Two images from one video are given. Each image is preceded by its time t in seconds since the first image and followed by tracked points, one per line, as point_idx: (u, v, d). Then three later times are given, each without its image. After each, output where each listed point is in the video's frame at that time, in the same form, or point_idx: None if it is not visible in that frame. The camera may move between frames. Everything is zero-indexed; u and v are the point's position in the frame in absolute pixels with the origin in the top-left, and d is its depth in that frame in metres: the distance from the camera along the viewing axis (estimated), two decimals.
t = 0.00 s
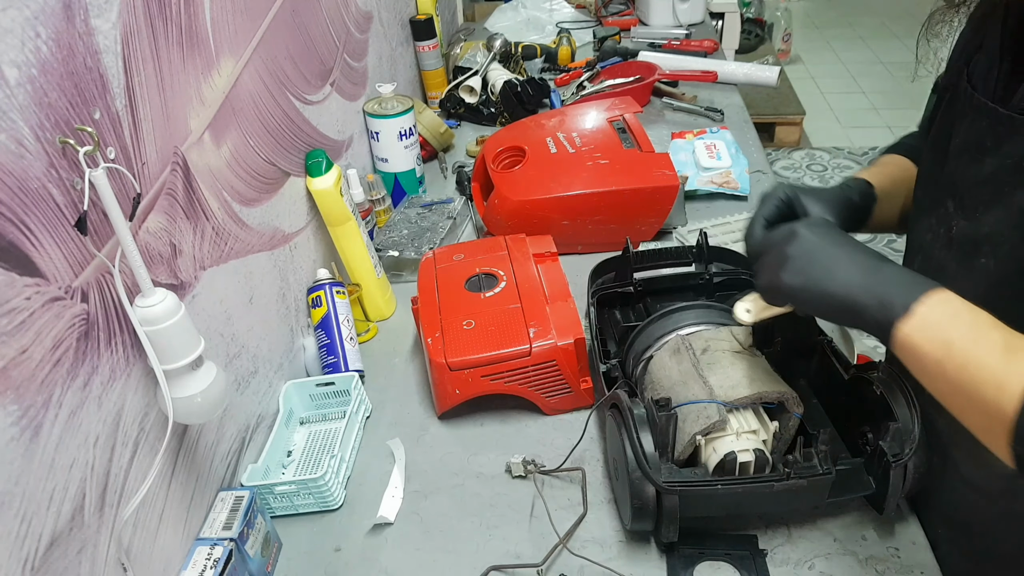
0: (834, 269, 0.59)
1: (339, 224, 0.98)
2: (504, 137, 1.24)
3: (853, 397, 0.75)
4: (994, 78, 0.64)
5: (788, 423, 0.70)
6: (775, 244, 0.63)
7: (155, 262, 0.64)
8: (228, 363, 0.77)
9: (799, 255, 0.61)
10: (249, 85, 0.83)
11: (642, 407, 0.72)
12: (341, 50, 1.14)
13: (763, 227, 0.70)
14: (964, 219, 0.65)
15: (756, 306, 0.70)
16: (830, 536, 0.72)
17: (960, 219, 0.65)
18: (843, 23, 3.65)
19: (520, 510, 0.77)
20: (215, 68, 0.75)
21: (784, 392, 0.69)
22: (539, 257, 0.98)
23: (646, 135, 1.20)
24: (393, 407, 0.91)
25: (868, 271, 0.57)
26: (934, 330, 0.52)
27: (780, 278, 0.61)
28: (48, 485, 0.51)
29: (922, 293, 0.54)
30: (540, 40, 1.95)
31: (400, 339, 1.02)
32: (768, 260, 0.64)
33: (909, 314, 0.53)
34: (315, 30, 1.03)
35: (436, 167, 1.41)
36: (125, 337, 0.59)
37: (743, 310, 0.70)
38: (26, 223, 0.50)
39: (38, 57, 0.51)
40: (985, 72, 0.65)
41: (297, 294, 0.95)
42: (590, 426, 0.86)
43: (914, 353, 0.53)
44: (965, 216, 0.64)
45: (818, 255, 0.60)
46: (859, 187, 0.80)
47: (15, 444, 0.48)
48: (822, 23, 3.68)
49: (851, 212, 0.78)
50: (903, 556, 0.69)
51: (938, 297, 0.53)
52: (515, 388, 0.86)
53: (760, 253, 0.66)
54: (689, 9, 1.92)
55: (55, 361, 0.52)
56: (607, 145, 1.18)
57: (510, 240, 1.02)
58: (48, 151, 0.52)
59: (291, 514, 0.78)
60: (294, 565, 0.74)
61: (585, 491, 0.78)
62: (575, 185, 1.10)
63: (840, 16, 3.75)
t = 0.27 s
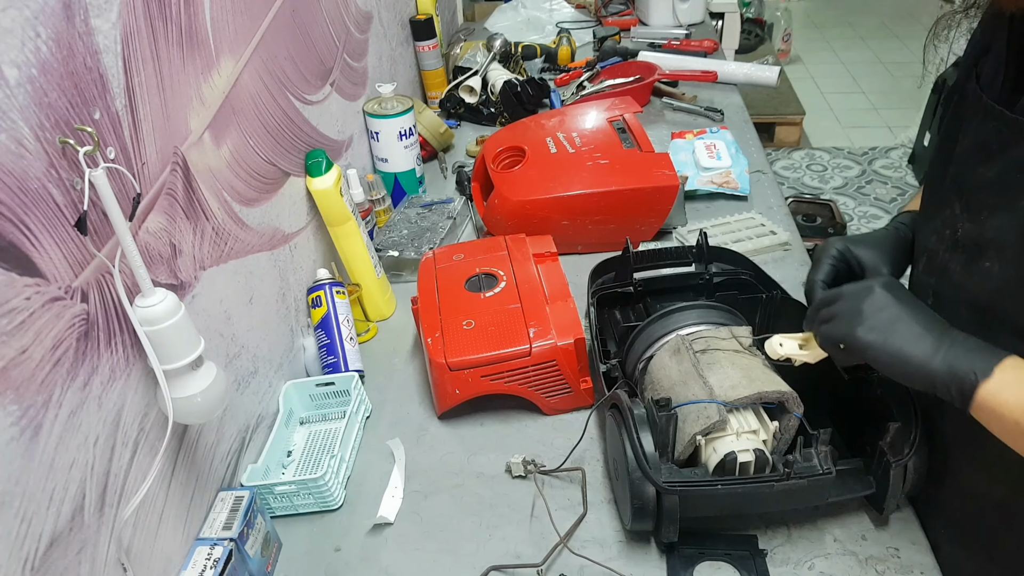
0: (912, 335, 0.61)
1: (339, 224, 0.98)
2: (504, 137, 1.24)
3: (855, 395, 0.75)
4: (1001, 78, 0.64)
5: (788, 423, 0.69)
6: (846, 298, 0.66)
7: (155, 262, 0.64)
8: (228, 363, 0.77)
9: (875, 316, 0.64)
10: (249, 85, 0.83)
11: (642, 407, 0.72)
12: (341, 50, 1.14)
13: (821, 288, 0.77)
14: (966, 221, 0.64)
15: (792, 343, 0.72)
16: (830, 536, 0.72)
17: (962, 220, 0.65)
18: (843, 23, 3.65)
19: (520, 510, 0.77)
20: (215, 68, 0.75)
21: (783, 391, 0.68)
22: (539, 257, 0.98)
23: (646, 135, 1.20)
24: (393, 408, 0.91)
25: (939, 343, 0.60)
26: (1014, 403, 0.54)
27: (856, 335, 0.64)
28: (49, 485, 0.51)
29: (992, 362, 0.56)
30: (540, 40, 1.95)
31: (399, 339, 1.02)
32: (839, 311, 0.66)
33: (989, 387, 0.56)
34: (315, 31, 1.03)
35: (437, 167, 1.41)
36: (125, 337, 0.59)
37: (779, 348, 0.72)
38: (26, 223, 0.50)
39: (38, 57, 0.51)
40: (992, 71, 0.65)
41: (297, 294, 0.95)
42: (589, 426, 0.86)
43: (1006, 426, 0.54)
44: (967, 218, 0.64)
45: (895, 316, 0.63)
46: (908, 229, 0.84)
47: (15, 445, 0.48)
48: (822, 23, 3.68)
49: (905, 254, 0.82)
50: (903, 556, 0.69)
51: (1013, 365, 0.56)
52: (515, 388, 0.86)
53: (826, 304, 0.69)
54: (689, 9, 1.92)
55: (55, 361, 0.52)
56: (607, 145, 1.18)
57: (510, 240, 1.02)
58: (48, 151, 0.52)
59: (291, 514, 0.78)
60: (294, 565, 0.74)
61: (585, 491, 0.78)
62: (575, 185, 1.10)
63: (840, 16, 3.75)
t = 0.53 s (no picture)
0: (923, 363, 0.66)
1: (339, 224, 0.98)
2: (504, 137, 1.24)
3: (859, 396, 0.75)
4: (1006, 81, 0.64)
5: (788, 424, 0.69)
6: (858, 326, 0.71)
7: (155, 262, 0.64)
8: (228, 363, 0.77)
9: (886, 344, 0.68)
10: (249, 85, 0.83)
11: (643, 407, 0.72)
12: (341, 50, 1.14)
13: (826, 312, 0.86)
14: (968, 222, 0.64)
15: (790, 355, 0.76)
16: (830, 536, 0.72)
17: (965, 222, 0.65)
18: (843, 23, 3.65)
19: (520, 510, 0.77)
20: (215, 68, 0.75)
21: (784, 391, 0.68)
22: (539, 257, 0.98)
23: (646, 135, 1.20)
24: (393, 408, 0.91)
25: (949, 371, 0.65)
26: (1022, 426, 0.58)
27: (869, 361, 0.68)
28: (49, 485, 0.51)
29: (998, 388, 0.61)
30: (540, 39, 1.95)
31: (399, 339, 1.02)
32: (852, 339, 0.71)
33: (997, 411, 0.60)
34: (315, 30, 1.03)
35: (437, 167, 1.41)
36: (125, 337, 0.59)
37: (773, 357, 0.76)
38: (26, 223, 0.50)
39: (38, 57, 0.51)
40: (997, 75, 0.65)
41: (297, 294, 0.95)
42: (589, 426, 0.86)
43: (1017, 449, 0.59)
44: (971, 220, 0.64)
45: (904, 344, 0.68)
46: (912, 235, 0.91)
47: (15, 445, 0.48)
48: (822, 23, 3.68)
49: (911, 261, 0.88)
50: (903, 556, 0.69)
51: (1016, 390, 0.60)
52: (515, 388, 0.86)
53: (839, 333, 0.74)
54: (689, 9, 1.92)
55: (55, 361, 0.52)
56: (607, 145, 1.18)
57: (510, 240, 1.02)
58: (48, 151, 0.52)
59: (291, 514, 0.78)
60: (294, 565, 0.74)
61: (585, 491, 0.78)
62: (575, 185, 1.10)
63: (840, 16, 3.75)
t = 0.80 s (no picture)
0: (917, 364, 0.67)
1: (339, 224, 0.98)
2: (504, 137, 1.24)
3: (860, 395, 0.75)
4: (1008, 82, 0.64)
5: (788, 424, 0.69)
6: (851, 329, 0.72)
7: (155, 262, 0.64)
8: (228, 363, 0.77)
9: (880, 346, 0.69)
10: (249, 85, 0.83)
11: (643, 407, 0.72)
12: (341, 50, 1.14)
13: (822, 309, 0.86)
14: (970, 223, 0.64)
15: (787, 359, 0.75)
16: (831, 536, 0.72)
17: (968, 223, 0.65)
18: (843, 23, 3.65)
19: (521, 510, 0.77)
20: (215, 68, 0.75)
21: (783, 391, 0.69)
22: (539, 257, 0.98)
23: (646, 135, 1.20)
24: (393, 408, 0.91)
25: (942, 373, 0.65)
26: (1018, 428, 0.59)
27: (863, 364, 0.68)
28: (49, 485, 0.51)
29: (994, 390, 0.61)
30: (540, 40, 1.95)
31: (399, 339, 1.02)
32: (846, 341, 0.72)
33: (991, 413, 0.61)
34: (315, 30, 1.03)
35: (437, 167, 1.41)
36: (125, 337, 0.59)
37: (771, 360, 0.75)
38: (26, 223, 0.50)
39: (38, 57, 0.51)
40: (1001, 77, 0.65)
41: (297, 294, 0.95)
42: (590, 426, 0.86)
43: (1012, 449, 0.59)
44: (974, 222, 0.64)
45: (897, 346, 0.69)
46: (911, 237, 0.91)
47: (15, 444, 0.48)
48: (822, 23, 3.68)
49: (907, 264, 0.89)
50: (903, 556, 0.69)
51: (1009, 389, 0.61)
52: (515, 388, 0.86)
53: (835, 334, 0.74)
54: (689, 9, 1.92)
55: (55, 361, 0.52)
56: (607, 145, 1.18)
57: (510, 240, 1.02)
58: (48, 151, 0.52)
59: (291, 514, 0.78)
60: (295, 566, 0.74)
61: (586, 491, 0.78)
62: (575, 185, 1.10)
63: (840, 16, 3.75)
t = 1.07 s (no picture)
0: (913, 366, 0.66)
1: (339, 224, 0.98)
2: (504, 137, 1.24)
3: (859, 396, 0.75)
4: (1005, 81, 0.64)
5: (788, 423, 0.69)
6: (847, 331, 0.71)
7: (155, 262, 0.64)
8: (228, 363, 0.77)
9: (876, 350, 0.68)
10: (249, 85, 0.83)
11: (643, 407, 0.72)
12: (341, 50, 1.14)
13: (814, 311, 0.85)
14: (970, 224, 0.64)
15: (785, 357, 0.76)
16: (831, 536, 0.72)
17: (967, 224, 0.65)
18: (843, 23, 3.65)
19: (521, 510, 0.77)
20: (215, 68, 0.75)
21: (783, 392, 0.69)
22: (539, 257, 0.98)
23: (646, 135, 1.20)
24: (393, 408, 0.91)
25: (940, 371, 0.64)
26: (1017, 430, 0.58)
27: (859, 371, 0.68)
28: (48, 485, 0.51)
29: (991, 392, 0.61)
30: (540, 40, 1.95)
31: (400, 339, 1.02)
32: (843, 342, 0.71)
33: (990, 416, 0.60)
34: (315, 30, 1.03)
35: (437, 167, 1.41)
36: (125, 337, 0.59)
37: (769, 359, 0.76)
38: (26, 223, 0.50)
39: (38, 57, 0.51)
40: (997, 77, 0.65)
41: (297, 294, 0.95)
42: (590, 426, 0.86)
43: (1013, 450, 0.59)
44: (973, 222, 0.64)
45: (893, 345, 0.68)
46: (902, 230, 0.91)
47: (15, 444, 0.48)
48: (822, 23, 3.68)
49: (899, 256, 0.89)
50: (903, 556, 0.69)
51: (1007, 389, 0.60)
52: (515, 388, 0.86)
53: (831, 334, 0.74)
54: (689, 9, 1.92)
55: (55, 361, 0.52)
56: (607, 145, 1.18)
57: (510, 240, 1.02)
58: (48, 151, 0.52)
59: (291, 514, 0.78)
60: (294, 565, 0.74)
61: (586, 491, 0.78)
62: (575, 185, 1.10)
63: (840, 16, 3.76)
